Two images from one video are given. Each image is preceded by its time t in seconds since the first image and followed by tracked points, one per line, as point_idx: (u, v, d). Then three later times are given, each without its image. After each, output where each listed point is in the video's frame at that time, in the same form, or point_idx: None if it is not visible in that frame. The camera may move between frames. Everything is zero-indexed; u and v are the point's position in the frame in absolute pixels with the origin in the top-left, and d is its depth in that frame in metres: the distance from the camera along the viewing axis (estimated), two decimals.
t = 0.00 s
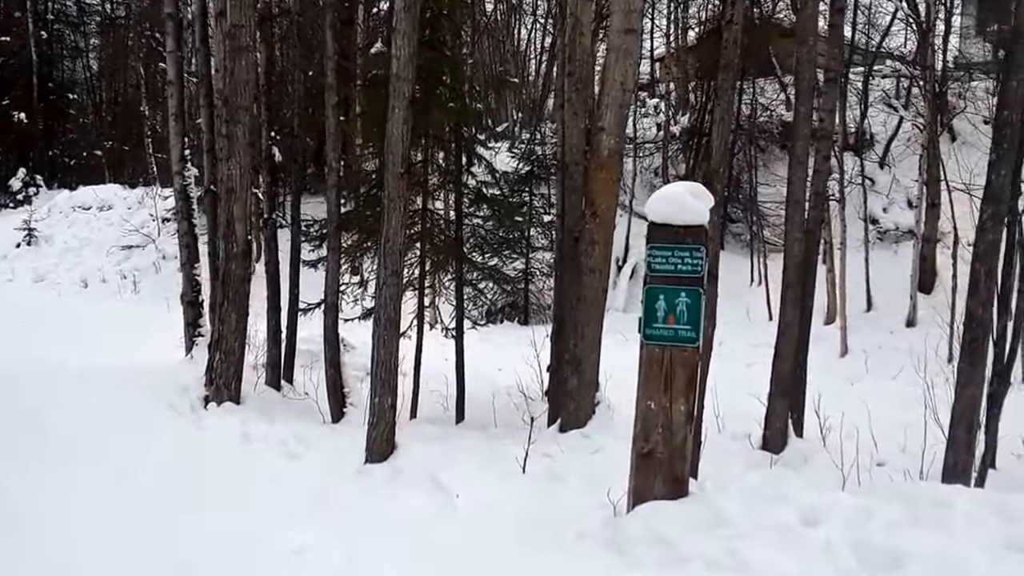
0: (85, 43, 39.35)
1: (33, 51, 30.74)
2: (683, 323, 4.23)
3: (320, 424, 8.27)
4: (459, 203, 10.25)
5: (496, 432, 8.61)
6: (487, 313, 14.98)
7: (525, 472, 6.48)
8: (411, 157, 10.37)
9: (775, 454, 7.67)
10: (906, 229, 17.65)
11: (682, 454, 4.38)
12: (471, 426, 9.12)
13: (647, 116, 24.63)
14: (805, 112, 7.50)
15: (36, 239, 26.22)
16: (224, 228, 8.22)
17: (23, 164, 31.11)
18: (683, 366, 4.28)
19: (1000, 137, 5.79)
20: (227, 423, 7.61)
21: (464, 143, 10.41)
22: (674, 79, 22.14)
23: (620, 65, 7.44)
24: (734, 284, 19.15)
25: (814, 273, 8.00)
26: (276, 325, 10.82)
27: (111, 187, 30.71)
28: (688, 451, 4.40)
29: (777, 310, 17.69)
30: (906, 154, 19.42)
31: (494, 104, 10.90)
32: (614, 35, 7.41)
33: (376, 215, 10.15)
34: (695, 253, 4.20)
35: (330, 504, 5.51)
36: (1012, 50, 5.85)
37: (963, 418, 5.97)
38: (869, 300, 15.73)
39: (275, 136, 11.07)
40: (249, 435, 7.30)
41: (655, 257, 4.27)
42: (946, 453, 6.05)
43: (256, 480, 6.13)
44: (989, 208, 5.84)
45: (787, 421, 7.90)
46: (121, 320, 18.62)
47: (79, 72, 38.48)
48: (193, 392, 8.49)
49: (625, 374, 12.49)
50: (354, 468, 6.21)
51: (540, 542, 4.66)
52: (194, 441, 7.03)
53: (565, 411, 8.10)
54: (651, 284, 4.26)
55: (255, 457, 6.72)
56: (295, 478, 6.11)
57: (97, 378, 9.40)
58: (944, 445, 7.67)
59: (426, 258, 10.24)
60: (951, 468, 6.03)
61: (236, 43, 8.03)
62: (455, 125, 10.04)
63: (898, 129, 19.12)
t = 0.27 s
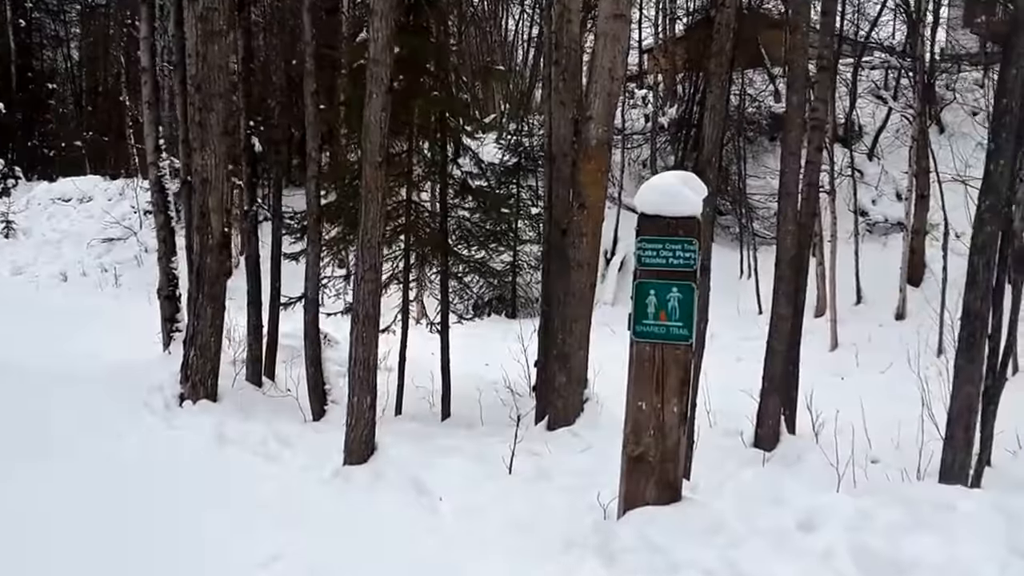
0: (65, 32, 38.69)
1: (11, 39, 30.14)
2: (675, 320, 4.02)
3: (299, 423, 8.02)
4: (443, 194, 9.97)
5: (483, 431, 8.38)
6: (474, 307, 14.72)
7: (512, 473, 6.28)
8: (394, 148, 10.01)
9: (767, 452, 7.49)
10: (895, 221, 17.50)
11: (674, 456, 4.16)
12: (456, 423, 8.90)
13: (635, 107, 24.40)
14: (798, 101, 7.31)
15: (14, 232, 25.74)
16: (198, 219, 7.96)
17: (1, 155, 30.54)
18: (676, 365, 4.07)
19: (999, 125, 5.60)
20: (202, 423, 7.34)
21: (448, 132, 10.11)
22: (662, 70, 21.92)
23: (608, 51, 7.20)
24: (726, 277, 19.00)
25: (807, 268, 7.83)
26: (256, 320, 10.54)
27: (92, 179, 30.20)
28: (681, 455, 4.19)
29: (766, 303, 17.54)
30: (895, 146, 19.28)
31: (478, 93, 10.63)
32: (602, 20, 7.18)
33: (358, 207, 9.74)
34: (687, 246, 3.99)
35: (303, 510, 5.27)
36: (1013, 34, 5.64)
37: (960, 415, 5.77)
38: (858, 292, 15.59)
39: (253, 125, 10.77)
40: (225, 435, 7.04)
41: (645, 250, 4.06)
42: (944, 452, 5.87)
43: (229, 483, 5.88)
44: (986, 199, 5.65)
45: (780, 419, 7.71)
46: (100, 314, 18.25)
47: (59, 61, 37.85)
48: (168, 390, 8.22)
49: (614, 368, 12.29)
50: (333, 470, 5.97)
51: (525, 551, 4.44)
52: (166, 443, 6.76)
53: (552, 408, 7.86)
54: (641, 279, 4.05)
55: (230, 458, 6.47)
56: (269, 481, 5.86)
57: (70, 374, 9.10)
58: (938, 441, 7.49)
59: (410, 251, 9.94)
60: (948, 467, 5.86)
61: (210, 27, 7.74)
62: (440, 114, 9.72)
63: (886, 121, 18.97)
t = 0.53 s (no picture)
0: (46, 23, 38.02)
1: None
2: (665, 316, 3.82)
3: (278, 423, 7.77)
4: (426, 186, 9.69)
5: (470, 429, 8.17)
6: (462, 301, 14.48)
7: (497, 475, 6.06)
8: (375, 139, 9.67)
9: (759, 450, 7.31)
10: (884, 213, 17.35)
11: (666, 461, 3.96)
12: (441, 422, 8.68)
13: (623, 99, 24.17)
14: (789, 90, 7.10)
15: None
16: (170, 212, 7.69)
17: None
18: (667, 364, 3.87)
19: (997, 113, 5.39)
20: (175, 423, 7.07)
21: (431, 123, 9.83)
22: (651, 61, 21.66)
23: (595, 36, 6.98)
24: (715, 271, 18.85)
25: (799, 261, 7.65)
26: (236, 316, 10.26)
27: (73, 172, 29.69)
28: (674, 459, 3.98)
29: (756, 296, 17.39)
30: (884, 138, 19.11)
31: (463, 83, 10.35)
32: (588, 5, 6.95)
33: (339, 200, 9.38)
34: (677, 239, 3.78)
35: (277, 517, 5.03)
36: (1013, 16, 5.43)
37: (958, 412, 5.58)
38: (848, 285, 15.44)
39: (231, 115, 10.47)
40: (200, 436, 6.78)
41: (635, 242, 3.85)
42: (941, 450, 5.68)
43: (199, 489, 5.61)
44: (985, 189, 5.45)
45: (773, 416, 7.52)
46: (81, 310, 17.88)
47: (38, 52, 37.23)
48: (142, 388, 7.93)
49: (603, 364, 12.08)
50: (309, 474, 5.72)
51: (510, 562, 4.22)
52: (137, 445, 6.49)
53: (540, 407, 7.64)
54: (629, 274, 3.84)
55: (203, 461, 6.21)
56: (243, 486, 5.62)
57: (42, 372, 8.79)
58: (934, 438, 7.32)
59: (392, 245, 9.64)
60: (945, 465, 5.67)
61: (180, 12, 7.46)
62: (422, 103, 9.42)
63: (875, 112, 18.81)
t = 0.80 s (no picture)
0: (24, 12, 37.31)
1: None
2: (658, 316, 3.61)
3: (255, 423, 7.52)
4: (410, 178, 9.40)
5: (455, 429, 7.95)
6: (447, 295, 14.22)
7: (482, 478, 5.84)
8: (357, 131, 9.36)
9: (751, 448, 7.13)
10: (872, 206, 17.23)
11: (659, 469, 3.75)
12: (424, 421, 8.45)
13: (610, 92, 23.94)
14: (783, 79, 6.90)
15: None
16: (143, 205, 7.42)
17: None
18: (660, 367, 3.66)
19: (1000, 103, 5.22)
20: (148, 424, 6.81)
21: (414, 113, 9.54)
22: (639, 52, 21.43)
23: (583, 22, 6.75)
24: (704, 264, 18.69)
25: (792, 256, 7.46)
26: (214, 312, 9.98)
27: (53, 164, 29.17)
28: (667, 468, 3.77)
29: (744, 289, 17.23)
30: (872, 130, 18.97)
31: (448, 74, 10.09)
32: None
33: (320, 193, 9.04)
34: (671, 235, 3.58)
35: (251, 524, 4.79)
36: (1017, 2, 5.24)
37: (958, 411, 5.40)
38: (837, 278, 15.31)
39: (209, 106, 10.17)
40: (173, 438, 6.52)
41: (626, 239, 3.64)
42: (941, 450, 5.51)
43: (171, 494, 5.37)
44: (986, 181, 5.27)
45: (765, 414, 7.35)
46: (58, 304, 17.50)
47: (16, 42, 36.54)
48: (115, 387, 7.66)
49: (591, 359, 11.88)
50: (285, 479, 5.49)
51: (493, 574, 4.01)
52: (106, 447, 6.23)
53: (526, 405, 7.42)
54: (621, 272, 3.64)
55: (175, 465, 5.96)
56: (216, 492, 5.37)
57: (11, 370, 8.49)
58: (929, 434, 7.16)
59: (374, 238, 9.33)
60: (945, 465, 5.50)
61: None
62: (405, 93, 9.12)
63: (864, 104, 18.67)
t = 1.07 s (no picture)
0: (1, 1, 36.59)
1: None
2: (652, 313, 3.40)
3: (230, 423, 7.29)
4: (393, 170, 9.09)
5: (437, 429, 7.73)
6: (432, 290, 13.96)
7: (465, 483, 5.63)
8: (339, 122, 9.04)
9: (741, 448, 6.96)
10: (859, 199, 17.12)
11: (651, 477, 3.55)
12: (406, 420, 8.23)
13: (598, 84, 23.70)
14: (778, 68, 6.71)
15: None
16: (115, 197, 7.14)
17: None
18: (654, 368, 3.46)
19: (1004, 91, 5.07)
20: (117, 426, 6.55)
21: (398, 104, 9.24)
22: (627, 44, 21.19)
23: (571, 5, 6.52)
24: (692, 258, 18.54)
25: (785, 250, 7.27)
26: (190, 308, 9.70)
27: (31, 156, 28.63)
28: (660, 475, 3.57)
29: (731, 283, 17.10)
30: (861, 123, 18.84)
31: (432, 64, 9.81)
32: None
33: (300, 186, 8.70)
34: (668, 225, 3.37)
35: (221, 534, 4.56)
36: None
37: (957, 411, 5.25)
38: (825, 272, 15.19)
39: (186, 95, 9.83)
40: (143, 441, 6.27)
41: (620, 230, 3.43)
42: (940, 451, 5.35)
43: (138, 500, 5.12)
44: (988, 172, 5.12)
45: (757, 413, 7.17)
46: (34, 299, 17.11)
47: None
48: (84, 387, 7.39)
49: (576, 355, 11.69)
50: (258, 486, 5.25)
51: None
52: (73, 450, 5.97)
53: (511, 403, 7.20)
54: (614, 266, 3.42)
55: (144, 469, 5.72)
56: (185, 499, 5.14)
57: None
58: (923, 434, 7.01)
59: (357, 232, 8.99)
60: (943, 467, 5.33)
61: None
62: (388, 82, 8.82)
63: (853, 97, 18.53)
